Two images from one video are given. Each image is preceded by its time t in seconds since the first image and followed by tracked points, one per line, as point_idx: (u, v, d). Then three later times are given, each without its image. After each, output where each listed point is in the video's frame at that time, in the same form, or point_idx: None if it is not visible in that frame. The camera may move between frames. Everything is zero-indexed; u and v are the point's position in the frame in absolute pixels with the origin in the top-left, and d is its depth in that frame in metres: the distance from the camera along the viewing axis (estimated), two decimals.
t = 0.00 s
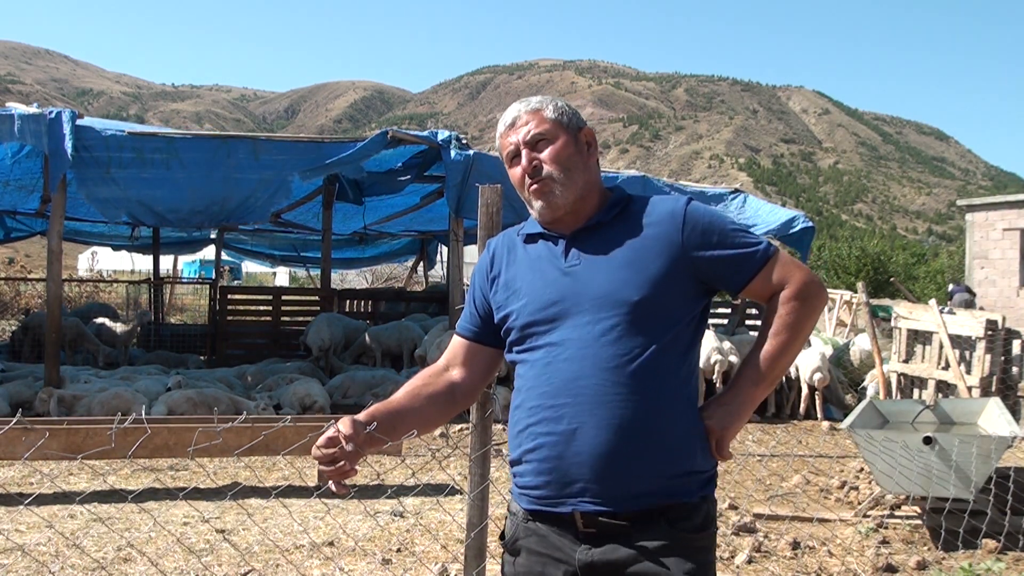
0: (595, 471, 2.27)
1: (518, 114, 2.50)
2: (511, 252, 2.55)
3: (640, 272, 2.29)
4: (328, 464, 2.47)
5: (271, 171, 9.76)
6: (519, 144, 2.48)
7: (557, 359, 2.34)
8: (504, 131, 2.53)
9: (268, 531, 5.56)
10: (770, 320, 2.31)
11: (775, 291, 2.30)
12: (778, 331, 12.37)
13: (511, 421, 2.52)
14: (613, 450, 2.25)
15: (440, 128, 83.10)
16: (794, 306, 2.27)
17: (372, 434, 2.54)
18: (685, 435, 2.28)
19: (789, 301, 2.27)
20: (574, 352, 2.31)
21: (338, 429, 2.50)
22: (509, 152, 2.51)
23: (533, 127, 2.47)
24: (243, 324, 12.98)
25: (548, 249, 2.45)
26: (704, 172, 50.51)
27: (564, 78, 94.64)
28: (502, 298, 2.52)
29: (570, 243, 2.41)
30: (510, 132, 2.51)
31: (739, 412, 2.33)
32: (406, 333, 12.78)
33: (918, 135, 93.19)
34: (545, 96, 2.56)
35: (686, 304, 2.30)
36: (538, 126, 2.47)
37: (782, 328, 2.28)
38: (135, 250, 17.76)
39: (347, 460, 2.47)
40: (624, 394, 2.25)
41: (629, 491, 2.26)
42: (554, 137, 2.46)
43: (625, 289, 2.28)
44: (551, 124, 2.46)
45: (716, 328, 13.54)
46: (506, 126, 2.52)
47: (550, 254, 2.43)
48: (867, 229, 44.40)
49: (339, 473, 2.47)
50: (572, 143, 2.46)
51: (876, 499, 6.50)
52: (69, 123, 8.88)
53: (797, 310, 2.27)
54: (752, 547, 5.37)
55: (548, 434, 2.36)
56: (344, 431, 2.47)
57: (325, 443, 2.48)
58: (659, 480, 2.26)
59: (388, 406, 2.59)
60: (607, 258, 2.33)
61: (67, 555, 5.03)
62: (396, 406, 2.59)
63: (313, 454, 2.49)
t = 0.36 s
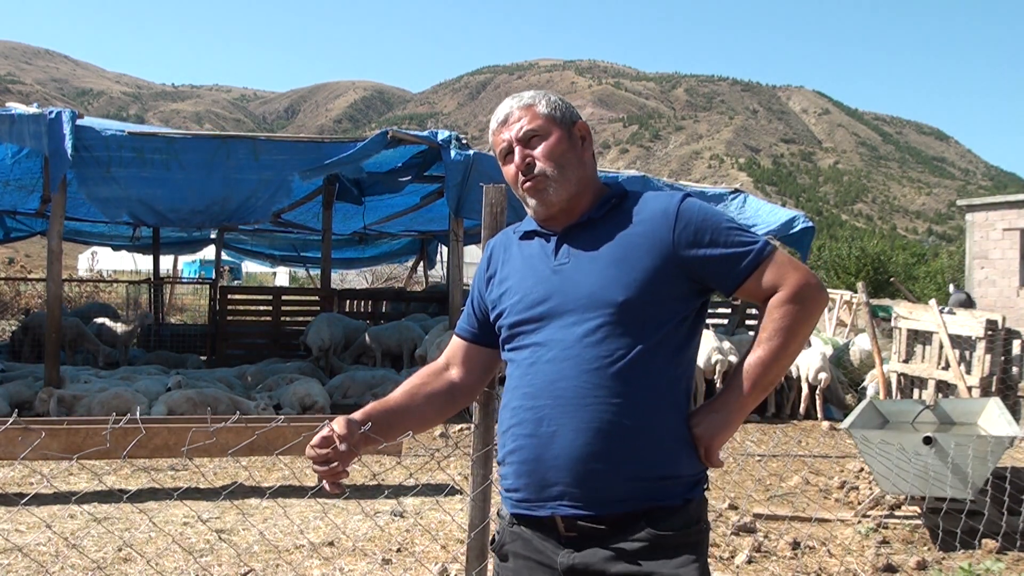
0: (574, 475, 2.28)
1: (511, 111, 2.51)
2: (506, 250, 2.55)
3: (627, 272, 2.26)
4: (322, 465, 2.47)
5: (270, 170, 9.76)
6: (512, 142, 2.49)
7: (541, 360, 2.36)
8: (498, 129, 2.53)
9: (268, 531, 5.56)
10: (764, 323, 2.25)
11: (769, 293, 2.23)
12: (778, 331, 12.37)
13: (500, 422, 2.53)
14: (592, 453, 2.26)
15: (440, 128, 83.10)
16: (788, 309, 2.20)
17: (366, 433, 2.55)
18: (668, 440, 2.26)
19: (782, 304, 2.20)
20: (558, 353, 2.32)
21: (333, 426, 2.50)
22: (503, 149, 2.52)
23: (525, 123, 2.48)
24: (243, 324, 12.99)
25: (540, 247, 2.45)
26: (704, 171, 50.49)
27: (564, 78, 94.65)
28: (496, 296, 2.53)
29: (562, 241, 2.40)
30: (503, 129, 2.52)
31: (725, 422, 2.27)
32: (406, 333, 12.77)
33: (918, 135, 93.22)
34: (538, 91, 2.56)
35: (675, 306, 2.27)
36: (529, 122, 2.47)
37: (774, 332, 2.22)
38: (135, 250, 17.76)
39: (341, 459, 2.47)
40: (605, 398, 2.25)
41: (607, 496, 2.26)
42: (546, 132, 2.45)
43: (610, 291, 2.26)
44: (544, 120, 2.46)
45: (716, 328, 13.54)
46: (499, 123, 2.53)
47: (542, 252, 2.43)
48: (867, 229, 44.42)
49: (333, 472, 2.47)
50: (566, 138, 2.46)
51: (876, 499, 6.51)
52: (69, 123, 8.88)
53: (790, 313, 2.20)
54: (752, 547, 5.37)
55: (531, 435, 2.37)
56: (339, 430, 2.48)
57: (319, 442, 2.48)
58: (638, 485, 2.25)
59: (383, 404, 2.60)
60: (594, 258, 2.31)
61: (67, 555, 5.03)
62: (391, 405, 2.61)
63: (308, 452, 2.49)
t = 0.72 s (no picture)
0: (558, 478, 2.28)
1: (487, 118, 2.50)
2: (501, 251, 2.55)
3: (613, 272, 2.25)
4: (310, 467, 2.47)
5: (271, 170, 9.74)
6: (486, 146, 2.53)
7: (529, 360, 2.35)
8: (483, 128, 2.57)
9: (267, 531, 5.55)
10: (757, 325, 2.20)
11: (762, 295, 2.19)
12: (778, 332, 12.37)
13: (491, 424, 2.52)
14: (575, 455, 2.24)
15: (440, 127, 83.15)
16: (782, 312, 2.16)
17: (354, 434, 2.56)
18: (655, 443, 2.24)
19: (774, 306, 2.16)
20: (544, 354, 2.31)
21: (323, 428, 2.50)
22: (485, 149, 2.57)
23: (493, 131, 2.48)
24: (242, 324, 12.98)
25: (532, 247, 2.44)
26: (704, 172, 50.49)
27: (563, 78, 94.66)
28: (490, 296, 2.53)
29: (552, 240, 2.39)
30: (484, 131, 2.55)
31: (714, 430, 2.25)
32: (406, 333, 12.76)
33: (918, 135, 93.23)
34: (523, 89, 2.48)
35: (665, 306, 2.25)
36: (495, 131, 2.47)
37: (767, 335, 2.17)
38: (135, 250, 17.76)
39: (328, 462, 2.48)
40: (589, 399, 2.24)
41: (592, 499, 2.25)
42: (506, 144, 2.44)
43: (596, 291, 2.25)
44: (509, 131, 2.44)
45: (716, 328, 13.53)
46: (483, 123, 2.56)
47: (533, 252, 2.42)
48: (867, 228, 44.42)
49: (320, 475, 2.47)
50: (528, 151, 2.42)
51: (876, 499, 6.51)
52: (69, 123, 8.87)
53: (782, 315, 2.16)
54: (752, 547, 5.36)
55: (518, 437, 2.36)
56: (327, 432, 2.48)
57: (308, 444, 2.48)
58: (623, 489, 2.23)
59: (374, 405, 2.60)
60: (582, 258, 2.30)
61: (67, 555, 5.02)
62: (382, 406, 2.61)
63: (296, 452, 2.49)
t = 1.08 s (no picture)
0: (524, 477, 2.30)
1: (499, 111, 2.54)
2: (506, 249, 2.56)
3: (585, 273, 2.23)
4: (306, 468, 2.48)
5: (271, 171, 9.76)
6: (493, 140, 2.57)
7: (508, 359, 2.38)
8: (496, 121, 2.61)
9: (268, 531, 5.56)
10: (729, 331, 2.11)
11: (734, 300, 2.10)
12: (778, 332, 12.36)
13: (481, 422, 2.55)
14: (541, 456, 2.26)
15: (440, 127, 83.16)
16: (751, 318, 2.05)
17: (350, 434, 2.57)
18: (621, 447, 2.20)
19: (743, 312, 2.06)
20: (519, 353, 2.34)
21: (317, 429, 2.51)
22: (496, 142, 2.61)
23: (498, 126, 2.51)
24: (242, 324, 12.99)
25: (526, 245, 2.46)
26: (704, 172, 50.49)
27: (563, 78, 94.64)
28: (490, 294, 2.56)
29: (540, 239, 2.39)
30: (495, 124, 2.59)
31: (682, 437, 2.14)
32: (406, 333, 12.76)
33: (918, 135, 93.24)
34: (529, 86, 2.48)
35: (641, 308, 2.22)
36: (497, 127, 2.50)
37: (736, 341, 2.08)
38: (135, 250, 17.76)
39: (324, 463, 2.48)
40: (556, 400, 2.25)
41: (555, 500, 2.26)
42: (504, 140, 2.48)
43: (566, 293, 2.25)
44: (507, 125, 2.46)
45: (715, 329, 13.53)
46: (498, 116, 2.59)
47: (525, 250, 2.44)
48: (867, 228, 44.43)
49: (316, 477, 2.47)
50: (519, 147, 2.43)
51: (876, 499, 6.51)
52: (69, 123, 8.87)
53: (752, 321, 2.05)
54: (752, 547, 5.37)
55: (495, 436, 2.40)
56: (322, 432, 2.49)
57: (304, 445, 2.49)
58: (587, 491, 2.22)
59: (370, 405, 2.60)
60: (558, 258, 2.30)
61: (67, 555, 5.03)
62: (378, 406, 2.61)
63: (292, 453, 2.50)
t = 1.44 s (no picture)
0: (527, 480, 2.28)
1: (500, 106, 2.51)
2: (497, 246, 2.53)
3: (595, 277, 2.22)
4: (304, 471, 2.41)
5: (270, 171, 9.75)
6: (495, 136, 2.51)
7: (508, 360, 2.36)
8: (490, 120, 2.55)
9: (267, 531, 5.55)
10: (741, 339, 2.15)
11: (747, 310, 2.14)
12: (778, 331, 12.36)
13: (473, 422, 2.52)
14: (545, 459, 2.25)
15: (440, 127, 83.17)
16: (767, 329, 2.11)
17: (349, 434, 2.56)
18: (627, 451, 2.22)
19: (760, 323, 2.11)
20: (522, 354, 2.32)
21: (316, 429, 2.50)
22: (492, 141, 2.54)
23: (509, 120, 2.46)
24: (242, 325, 12.99)
25: (525, 244, 2.43)
26: (704, 172, 50.48)
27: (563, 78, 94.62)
28: (482, 292, 2.53)
29: (543, 239, 2.38)
30: (493, 122, 2.53)
31: (691, 442, 2.20)
32: (406, 333, 12.75)
33: (918, 135, 93.23)
34: (533, 83, 2.52)
35: (649, 312, 2.22)
36: (513, 118, 2.45)
37: (750, 351, 2.12)
38: (135, 250, 17.76)
39: (322, 464, 2.42)
40: (562, 403, 2.24)
41: (559, 503, 2.25)
42: (522, 129, 2.43)
43: (576, 296, 2.23)
44: (521, 117, 2.44)
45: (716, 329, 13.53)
46: (492, 118, 2.53)
47: (525, 249, 2.42)
48: (867, 228, 44.42)
49: (314, 480, 2.40)
50: (539, 137, 2.41)
51: (876, 499, 6.51)
52: (69, 123, 8.87)
53: (767, 333, 2.11)
54: (752, 547, 5.36)
55: (495, 437, 2.37)
56: (321, 433, 2.47)
57: (301, 447, 2.44)
58: (593, 494, 2.23)
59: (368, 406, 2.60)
60: (566, 260, 2.28)
61: (67, 555, 5.02)
62: (376, 406, 2.61)
63: (290, 454, 2.44)
